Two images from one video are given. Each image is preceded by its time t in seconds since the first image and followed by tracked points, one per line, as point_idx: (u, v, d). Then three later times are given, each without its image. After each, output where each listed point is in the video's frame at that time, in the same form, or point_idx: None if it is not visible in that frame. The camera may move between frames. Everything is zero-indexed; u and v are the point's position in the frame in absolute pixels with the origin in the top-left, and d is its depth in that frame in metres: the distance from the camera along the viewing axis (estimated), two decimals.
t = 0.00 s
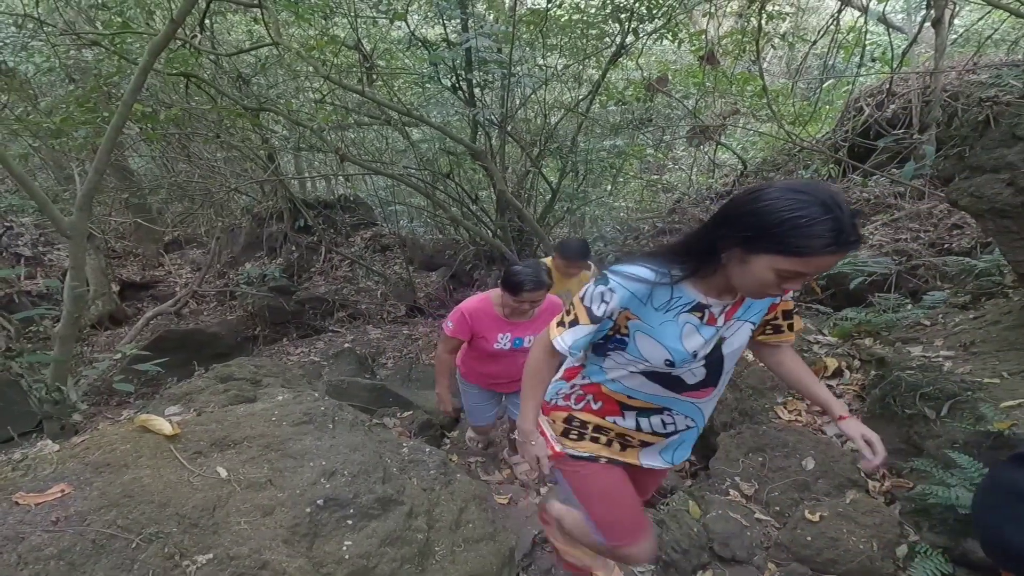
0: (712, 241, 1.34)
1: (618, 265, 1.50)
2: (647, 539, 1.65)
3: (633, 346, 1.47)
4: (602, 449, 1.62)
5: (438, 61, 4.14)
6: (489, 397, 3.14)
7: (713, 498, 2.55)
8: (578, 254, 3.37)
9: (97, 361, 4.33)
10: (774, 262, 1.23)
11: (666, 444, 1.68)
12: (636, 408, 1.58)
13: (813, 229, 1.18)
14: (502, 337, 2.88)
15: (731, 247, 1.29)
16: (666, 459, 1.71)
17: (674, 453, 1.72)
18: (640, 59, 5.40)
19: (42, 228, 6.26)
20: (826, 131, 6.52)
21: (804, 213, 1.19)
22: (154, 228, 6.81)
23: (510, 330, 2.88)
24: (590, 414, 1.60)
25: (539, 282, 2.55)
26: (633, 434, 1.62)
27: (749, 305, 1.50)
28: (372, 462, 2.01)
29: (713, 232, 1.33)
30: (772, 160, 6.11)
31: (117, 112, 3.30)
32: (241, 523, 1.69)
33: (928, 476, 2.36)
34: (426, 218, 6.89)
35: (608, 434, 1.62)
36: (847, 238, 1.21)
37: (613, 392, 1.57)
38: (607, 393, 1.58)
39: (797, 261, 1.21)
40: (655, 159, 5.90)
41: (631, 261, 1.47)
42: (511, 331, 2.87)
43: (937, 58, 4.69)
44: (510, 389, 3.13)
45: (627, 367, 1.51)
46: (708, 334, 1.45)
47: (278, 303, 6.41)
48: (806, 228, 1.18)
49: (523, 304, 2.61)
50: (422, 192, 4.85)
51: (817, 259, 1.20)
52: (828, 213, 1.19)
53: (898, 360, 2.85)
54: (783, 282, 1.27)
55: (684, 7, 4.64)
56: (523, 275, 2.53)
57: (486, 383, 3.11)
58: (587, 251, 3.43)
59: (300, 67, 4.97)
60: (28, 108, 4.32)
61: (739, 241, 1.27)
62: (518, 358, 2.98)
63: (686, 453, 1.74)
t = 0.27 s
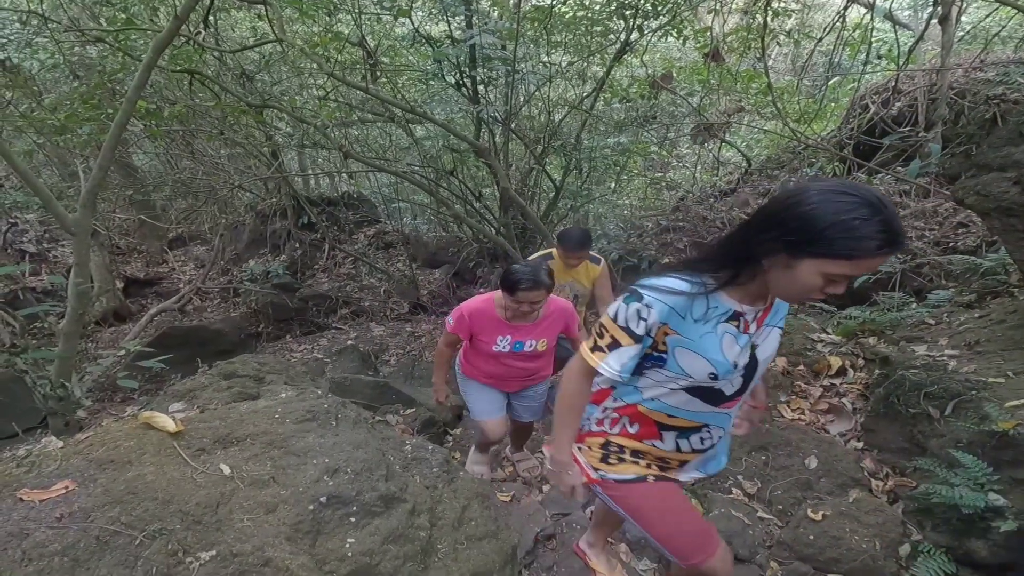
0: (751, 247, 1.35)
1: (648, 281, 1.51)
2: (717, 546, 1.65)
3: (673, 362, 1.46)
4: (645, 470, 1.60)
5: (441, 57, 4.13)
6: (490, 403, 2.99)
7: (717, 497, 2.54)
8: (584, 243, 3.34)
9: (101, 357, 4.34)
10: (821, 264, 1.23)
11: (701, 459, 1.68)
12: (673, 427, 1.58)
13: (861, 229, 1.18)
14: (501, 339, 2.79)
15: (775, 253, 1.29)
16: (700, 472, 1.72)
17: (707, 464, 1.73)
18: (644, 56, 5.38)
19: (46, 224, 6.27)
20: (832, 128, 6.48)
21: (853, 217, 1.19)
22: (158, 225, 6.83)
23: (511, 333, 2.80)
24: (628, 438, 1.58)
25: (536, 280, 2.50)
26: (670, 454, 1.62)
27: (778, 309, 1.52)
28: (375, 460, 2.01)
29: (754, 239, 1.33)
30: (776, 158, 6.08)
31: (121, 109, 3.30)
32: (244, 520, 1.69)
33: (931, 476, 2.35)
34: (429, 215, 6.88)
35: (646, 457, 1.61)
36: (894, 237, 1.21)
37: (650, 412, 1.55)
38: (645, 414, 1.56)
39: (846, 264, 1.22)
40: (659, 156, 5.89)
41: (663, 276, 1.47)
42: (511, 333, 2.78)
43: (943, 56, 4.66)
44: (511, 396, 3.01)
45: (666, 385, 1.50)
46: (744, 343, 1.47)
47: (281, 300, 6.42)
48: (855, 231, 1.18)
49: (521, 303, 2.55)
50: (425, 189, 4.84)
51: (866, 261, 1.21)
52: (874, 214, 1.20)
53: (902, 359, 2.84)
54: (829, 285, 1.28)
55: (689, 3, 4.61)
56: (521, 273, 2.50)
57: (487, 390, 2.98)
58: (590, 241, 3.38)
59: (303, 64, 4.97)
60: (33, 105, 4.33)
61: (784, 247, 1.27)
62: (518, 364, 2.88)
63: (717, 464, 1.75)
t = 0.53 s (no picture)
0: (827, 253, 1.13)
1: (708, 296, 1.30)
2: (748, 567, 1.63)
3: (749, 379, 1.25)
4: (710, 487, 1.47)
5: (445, 51, 4.11)
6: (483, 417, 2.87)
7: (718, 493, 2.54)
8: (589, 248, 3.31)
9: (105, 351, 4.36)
10: (921, 271, 1.01)
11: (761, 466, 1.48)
12: (748, 443, 1.40)
13: (970, 233, 0.98)
14: (488, 350, 2.66)
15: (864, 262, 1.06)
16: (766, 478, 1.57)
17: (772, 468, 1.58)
18: (649, 50, 5.36)
19: (50, 219, 6.29)
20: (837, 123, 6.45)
21: (962, 217, 0.98)
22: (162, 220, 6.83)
23: (499, 344, 2.66)
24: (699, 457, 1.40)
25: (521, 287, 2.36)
26: (740, 468, 1.45)
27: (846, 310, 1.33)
28: (377, 454, 2.01)
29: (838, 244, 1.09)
30: (781, 152, 6.05)
31: (124, 103, 3.30)
32: (247, 514, 1.70)
33: (935, 472, 2.34)
34: (432, 210, 6.88)
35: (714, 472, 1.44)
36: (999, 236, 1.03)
37: (728, 432, 1.36)
38: (719, 431, 1.37)
39: (951, 273, 1.02)
40: (663, 151, 5.86)
41: (731, 291, 1.26)
42: (498, 344, 2.64)
43: (951, 50, 4.62)
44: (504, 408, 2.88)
45: (744, 404, 1.30)
46: (823, 351, 1.28)
47: (284, 295, 6.43)
48: (967, 233, 0.98)
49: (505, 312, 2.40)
50: (428, 184, 4.84)
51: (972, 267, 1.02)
52: (983, 211, 1.00)
53: (906, 356, 2.83)
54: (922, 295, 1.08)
55: None
56: (505, 280, 2.35)
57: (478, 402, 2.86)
58: (596, 247, 3.41)
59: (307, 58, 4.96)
60: (36, 99, 4.34)
61: (878, 254, 1.04)
62: (507, 376, 2.74)
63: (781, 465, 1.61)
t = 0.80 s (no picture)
0: (897, 228, 1.04)
1: (756, 282, 1.19)
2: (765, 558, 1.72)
3: (813, 371, 1.20)
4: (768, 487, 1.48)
5: (444, 49, 4.10)
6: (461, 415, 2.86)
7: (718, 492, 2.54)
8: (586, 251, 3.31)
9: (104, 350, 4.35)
10: (1008, 247, 0.94)
11: (829, 457, 1.48)
12: (814, 436, 1.38)
13: None
14: (467, 348, 2.62)
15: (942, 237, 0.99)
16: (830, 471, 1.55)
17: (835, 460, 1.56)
18: (649, 48, 5.35)
19: (49, 218, 6.28)
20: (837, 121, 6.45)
21: None
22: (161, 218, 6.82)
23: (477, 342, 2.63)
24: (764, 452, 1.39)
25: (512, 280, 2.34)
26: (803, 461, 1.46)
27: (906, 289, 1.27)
28: (377, 453, 2.01)
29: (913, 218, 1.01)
30: (780, 151, 6.05)
31: (123, 101, 3.29)
32: (246, 514, 1.69)
33: (934, 471, 2.34)
34: (431, 209, 6.88)
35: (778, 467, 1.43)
36: None
37: (789, 425, 1.35)
38: (781, 425, 1.36)
39: None
40: (663, 150, 5.86)
41: (788, 276, 1.14)
42: (477, 342, 2.62)
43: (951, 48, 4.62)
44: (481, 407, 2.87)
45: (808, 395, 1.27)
46: (887, 333, 1.23)
47: (284, 294, 6.43)
48: None
49: (489, 309, 2.37)
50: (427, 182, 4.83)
51: None
52: None
53: (906, 354, 2.83)
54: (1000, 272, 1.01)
55: None
56: (491, 275, 2.33)
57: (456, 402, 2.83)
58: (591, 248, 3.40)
59: (306, 57, 4.95)
60: (35, 97, 4.33)
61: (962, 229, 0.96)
62: (487, 374, 2.73)
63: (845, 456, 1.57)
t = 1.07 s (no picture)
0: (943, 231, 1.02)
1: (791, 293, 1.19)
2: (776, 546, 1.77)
3: (855, 381, 1.19)
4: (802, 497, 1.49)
5: (445, 49, 4.09)
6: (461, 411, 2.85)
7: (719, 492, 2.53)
8: (577, 241, 3.31)
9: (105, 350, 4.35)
10: None
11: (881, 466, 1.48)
12: (859, 445, 1.36)
13: None
14: (477, 346, 2.60)
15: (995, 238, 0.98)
16: (878, 478, 1.53)
17: (883, 466, 1.54)
18: (650, 47, 5.34)
19: (50, 217, 6.29)
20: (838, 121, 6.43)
21: None
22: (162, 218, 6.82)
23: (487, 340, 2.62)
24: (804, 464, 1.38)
25: (531, 277, 2.34)
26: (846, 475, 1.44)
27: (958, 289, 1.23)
28: (378, 454, 2.01)
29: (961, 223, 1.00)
30: (782, 150, 6.05)
31: (123, 101, 3.29)
32: (247, 514, 1.69)
33: (936, 472, 2.33)
34: (432, 209, 6.88)
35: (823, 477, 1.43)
36: None
37: (833, 436, 1.33)
38: (822, 436, 1.34)
39: None
40: (664, 149, 5.85)
41: (823, 284, 1.13)
42: (488, 340, 2.60)
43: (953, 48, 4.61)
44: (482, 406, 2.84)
45: (851, 407, 1.25)
46: (937, 336, 1.20)
47: (285, 293, 6.43)
48: None
49: (508, 304, 2.36)
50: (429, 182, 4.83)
51: None
52: None
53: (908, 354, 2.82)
54: None
55: None
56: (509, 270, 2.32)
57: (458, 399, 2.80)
58: (586, 238, 3.36)
59: (307, 56, 4.95)
60: (36, 96, 4.33)
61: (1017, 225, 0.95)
62: (494, 372, 2.70)
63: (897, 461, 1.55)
